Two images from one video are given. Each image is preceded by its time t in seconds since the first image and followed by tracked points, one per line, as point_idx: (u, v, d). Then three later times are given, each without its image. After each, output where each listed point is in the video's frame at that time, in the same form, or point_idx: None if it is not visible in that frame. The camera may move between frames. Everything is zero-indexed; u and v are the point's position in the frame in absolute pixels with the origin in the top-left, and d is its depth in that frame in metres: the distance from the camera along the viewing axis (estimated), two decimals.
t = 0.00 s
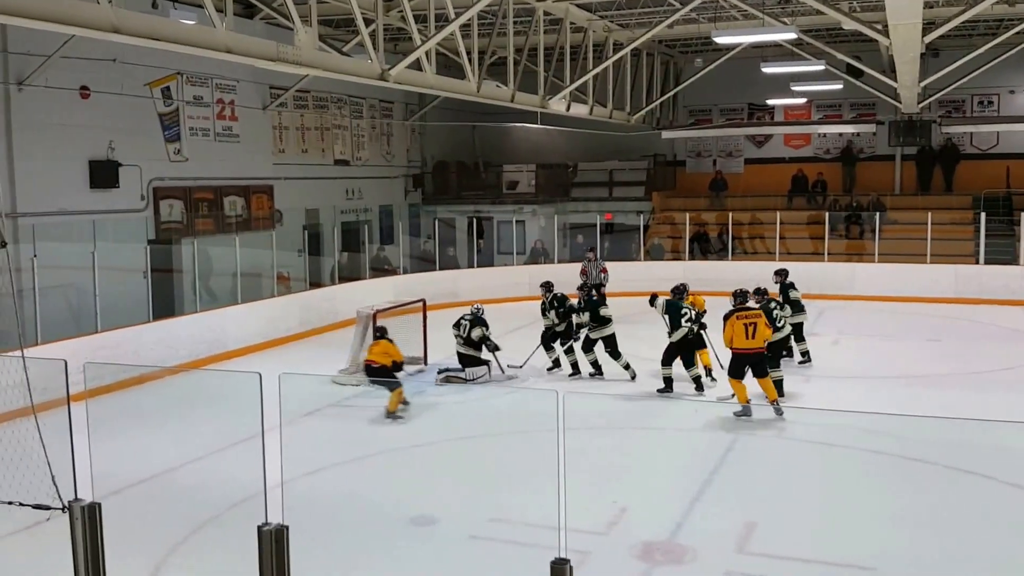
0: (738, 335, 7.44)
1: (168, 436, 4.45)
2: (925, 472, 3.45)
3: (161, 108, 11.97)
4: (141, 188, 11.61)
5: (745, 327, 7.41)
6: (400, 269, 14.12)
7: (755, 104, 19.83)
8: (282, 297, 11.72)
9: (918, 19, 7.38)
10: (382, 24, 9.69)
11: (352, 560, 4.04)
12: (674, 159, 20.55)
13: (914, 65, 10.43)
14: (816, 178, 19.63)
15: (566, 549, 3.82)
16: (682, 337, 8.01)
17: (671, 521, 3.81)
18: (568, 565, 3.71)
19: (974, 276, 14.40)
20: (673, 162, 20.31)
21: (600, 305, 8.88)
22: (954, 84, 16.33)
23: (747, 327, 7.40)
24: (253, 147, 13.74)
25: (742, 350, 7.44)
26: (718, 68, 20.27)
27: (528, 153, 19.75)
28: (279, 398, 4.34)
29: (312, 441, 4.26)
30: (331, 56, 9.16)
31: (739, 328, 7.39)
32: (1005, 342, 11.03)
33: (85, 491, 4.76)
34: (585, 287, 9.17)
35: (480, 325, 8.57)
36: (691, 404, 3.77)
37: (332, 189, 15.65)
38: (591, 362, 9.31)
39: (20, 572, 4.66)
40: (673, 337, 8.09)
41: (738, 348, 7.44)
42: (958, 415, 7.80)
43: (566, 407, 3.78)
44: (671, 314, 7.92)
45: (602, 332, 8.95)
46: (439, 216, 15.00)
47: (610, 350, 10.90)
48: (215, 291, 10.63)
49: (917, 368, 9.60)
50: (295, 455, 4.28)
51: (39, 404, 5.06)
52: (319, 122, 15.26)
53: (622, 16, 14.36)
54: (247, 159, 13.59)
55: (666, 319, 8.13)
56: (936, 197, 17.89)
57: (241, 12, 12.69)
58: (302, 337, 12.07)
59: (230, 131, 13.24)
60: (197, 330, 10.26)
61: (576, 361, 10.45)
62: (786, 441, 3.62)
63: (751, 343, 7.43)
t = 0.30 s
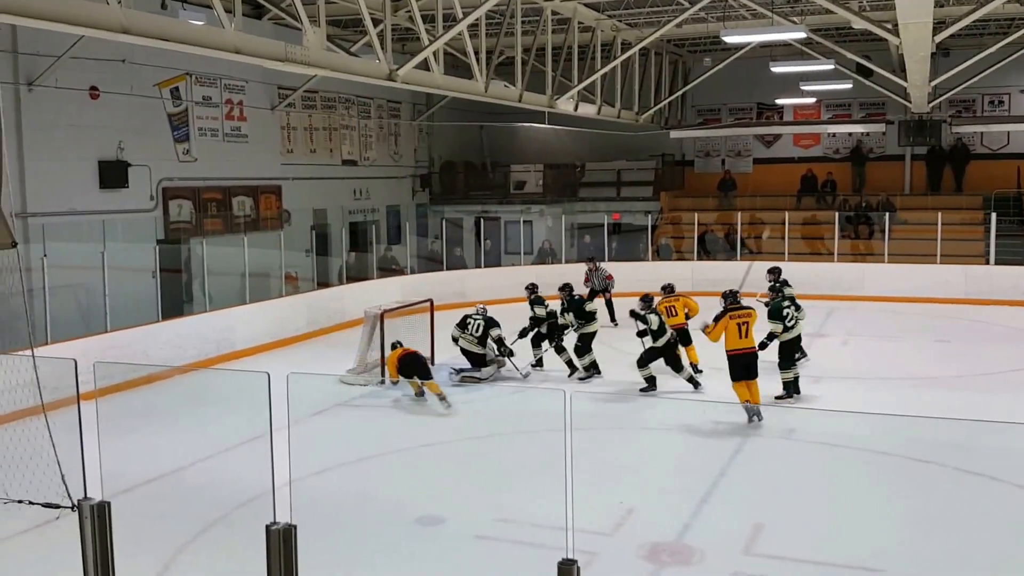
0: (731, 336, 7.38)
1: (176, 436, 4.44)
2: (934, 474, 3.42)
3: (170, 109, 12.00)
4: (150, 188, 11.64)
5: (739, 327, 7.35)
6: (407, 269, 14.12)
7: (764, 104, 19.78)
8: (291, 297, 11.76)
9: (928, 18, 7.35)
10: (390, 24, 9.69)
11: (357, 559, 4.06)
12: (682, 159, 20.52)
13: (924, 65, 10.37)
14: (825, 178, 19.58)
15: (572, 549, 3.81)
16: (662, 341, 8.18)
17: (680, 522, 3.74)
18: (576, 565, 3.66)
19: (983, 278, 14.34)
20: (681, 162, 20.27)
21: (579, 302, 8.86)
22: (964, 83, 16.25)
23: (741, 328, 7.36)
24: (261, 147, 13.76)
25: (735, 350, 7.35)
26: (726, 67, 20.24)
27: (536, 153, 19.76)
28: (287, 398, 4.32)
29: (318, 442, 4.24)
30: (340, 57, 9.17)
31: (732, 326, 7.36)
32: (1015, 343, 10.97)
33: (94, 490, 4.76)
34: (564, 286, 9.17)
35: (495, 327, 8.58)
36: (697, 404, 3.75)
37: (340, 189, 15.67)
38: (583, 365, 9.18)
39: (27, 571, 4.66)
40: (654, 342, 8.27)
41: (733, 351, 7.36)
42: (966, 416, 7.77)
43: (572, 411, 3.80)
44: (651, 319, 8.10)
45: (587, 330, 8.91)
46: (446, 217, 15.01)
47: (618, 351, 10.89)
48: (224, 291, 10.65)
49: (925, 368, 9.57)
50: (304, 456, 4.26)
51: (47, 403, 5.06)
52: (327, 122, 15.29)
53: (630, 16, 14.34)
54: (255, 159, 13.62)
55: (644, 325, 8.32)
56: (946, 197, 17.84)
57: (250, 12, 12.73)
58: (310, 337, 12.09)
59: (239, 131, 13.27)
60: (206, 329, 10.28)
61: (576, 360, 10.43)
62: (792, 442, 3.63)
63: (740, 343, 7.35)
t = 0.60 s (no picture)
0: (715, 337, 7.22)
1: (185, 435, 4.44)
2: (945, 477, 3.40)
3: (179, 109, 12.02)
4: (159, 188, 11.68)
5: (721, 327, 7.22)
6: (415, 269, 14.13)
7: (773, 104, 19.74)
8: (299, 297, 11.78)
9: (939, 17, 7.30)
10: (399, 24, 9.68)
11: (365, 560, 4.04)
12: (691, 159, 20.49)
13: (935, 64, 10.31)
14: (835, 179, 19.53)
15: (581, 550, 3.74)
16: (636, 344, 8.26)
17: (688, 523, 3.71)
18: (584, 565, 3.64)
19: (995, 278, 14.28)
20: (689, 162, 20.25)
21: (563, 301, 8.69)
22: (975, 82, 16.16)
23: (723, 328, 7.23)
24: (269, 147, 13.79)
25: (719, 351, 7.21)
26: (735, 67, 20.21)
27: (544, 153, 19.76)
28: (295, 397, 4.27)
29: (326, 441, 4.20)
30: (349, 58, 9.19)
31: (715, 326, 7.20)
32: None
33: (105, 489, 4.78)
34: (546, 282, 8.86)
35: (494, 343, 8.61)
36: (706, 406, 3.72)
37: (348, 189, 15.69)
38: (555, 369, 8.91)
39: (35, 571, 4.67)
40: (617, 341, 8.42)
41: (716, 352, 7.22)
42: (976, 418, 7.73)
43: (584, 410, 3.71)
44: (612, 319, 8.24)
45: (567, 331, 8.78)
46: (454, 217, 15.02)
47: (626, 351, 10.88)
48: (232, 291, 10.68)
49: (935, 370, 9.52)
50: (313, 456, 4.20)
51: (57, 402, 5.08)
52: (335, 123, 15.32)
53: (638, 15, 14.32)
54: (264, 160, 13.65)
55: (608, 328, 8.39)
56: (956, 198, 17.78)
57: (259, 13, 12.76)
58: (318, 337, 12.10)
59: (248, 132, 13.30)
60: (215, 329, 10.30)
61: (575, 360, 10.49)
62: (800, 443, 3.61)
63: (716, 344, 7.22)
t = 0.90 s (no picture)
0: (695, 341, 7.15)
1: (192, 434, 4.44)
2: (954, 478, 3.37)
3: (186, 109, 12.04)
4: (166, 189, 11.70)
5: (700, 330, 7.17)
6: (421, 269, 14.14)
7: (780, 104, 19.71)
8: (306, 297, 11.78)
9: (947, 17, 7.27)
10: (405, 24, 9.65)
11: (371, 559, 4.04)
12: (697, 159, 20.46)
13: (944, 64, 10.26)
14: (842, 179, 19.49)
15: (588, 550, 3.75)
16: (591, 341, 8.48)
17: (695, 524, 3.68)
18: (591, 566, 3.65)
19: (1003, 279, 14.22)
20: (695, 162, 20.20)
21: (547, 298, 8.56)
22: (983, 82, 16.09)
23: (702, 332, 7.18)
24: (275, 147, 13.79)
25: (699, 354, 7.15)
26: (742, 68, 20.18)
27: (551, 154, 19.74)
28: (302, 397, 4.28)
29: (333, 441, 4.22)
30: (356, 58, 9.19)
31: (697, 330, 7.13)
32: None
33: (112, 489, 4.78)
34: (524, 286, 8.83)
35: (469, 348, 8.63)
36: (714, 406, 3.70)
37: (354, 189, 15.70)
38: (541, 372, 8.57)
39: (42, 569, 4.67)
40: (574, 338, 8.53)
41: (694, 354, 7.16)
42: (984, 420, 7.69)
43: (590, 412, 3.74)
44: (581, 312, 8.36)
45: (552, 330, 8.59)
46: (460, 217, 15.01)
47: (633, 351, 10.87)
48: (239, 290, 10.69)
49: (942, 371, 9.49)
50: (321, 455, 4.24)
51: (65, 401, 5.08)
52: (341, 123, 15.33)
53: (645, 15, 14.29)
54: (270, 160, 13.65)
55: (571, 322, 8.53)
56: (965, 199, 17.74)
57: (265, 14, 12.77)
58: (325, 337, 12.11)
59: (254, 132, 13.32)
60: (222, 329, 10.30)
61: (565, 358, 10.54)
62: (808, 444, 3.58)
63: (687, 348, 7.16)
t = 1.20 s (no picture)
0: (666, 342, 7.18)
1: (196, 434, 4.43)
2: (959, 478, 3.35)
3: (191, 109, 12.06)
4: (171, 189, 11.74)
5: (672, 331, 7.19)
6: (426, 269, 14.16)
7: (785, 104, 19.70)
8: (310, 297, 11.80)
9: (953, 16, 7.23)
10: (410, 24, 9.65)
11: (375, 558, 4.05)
12: (702, 160, 20.47)
13: (950, 63, 10.23)
14: (847, 179, 19.46)
15: (592, 550, 3.77)
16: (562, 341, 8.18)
17: (700, 525, 3.70)
18: (595, 565, 3.69)
19: (1008, 280, 14.19)
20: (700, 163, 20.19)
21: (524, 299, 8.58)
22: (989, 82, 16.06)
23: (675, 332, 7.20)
24: (280, 147, 13.80)
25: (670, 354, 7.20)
26: (747, 68, 20.16)
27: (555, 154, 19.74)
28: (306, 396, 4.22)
29: (337, 441, 4.21)
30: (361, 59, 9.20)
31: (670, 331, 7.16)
32: None
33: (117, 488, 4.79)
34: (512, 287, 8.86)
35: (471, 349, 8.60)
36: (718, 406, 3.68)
37: (359, 189, 15.72)
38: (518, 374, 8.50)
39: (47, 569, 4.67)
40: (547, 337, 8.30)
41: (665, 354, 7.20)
42: (988, 421, 7.67)
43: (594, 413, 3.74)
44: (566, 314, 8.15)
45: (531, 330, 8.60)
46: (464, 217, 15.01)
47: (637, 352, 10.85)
48: (244, 291, 10.70)
49: (946, 371, 9.46)
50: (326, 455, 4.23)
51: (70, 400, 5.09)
52: (346, 123, 15.35)
53: (650, 15, 14.29)
54: (274, 160, 13.66)
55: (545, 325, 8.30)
56: (970, 199, 17.71)
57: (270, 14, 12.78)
58: (330, 337, 12.13)
59: (259, 132, 13.34)
60: (226, 329, 10.30)
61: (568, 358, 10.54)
62: (813, 445, 3.54)
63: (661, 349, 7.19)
